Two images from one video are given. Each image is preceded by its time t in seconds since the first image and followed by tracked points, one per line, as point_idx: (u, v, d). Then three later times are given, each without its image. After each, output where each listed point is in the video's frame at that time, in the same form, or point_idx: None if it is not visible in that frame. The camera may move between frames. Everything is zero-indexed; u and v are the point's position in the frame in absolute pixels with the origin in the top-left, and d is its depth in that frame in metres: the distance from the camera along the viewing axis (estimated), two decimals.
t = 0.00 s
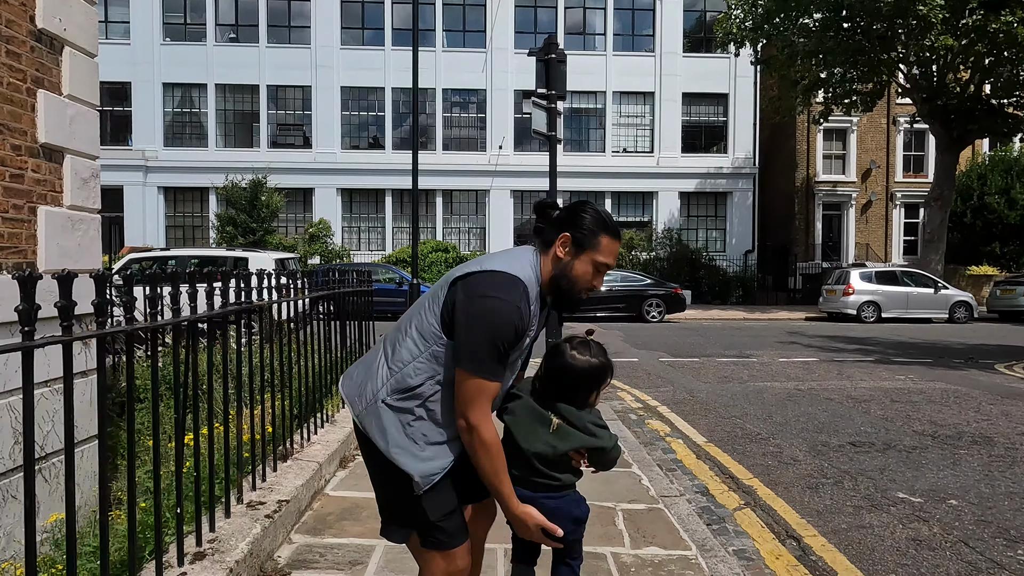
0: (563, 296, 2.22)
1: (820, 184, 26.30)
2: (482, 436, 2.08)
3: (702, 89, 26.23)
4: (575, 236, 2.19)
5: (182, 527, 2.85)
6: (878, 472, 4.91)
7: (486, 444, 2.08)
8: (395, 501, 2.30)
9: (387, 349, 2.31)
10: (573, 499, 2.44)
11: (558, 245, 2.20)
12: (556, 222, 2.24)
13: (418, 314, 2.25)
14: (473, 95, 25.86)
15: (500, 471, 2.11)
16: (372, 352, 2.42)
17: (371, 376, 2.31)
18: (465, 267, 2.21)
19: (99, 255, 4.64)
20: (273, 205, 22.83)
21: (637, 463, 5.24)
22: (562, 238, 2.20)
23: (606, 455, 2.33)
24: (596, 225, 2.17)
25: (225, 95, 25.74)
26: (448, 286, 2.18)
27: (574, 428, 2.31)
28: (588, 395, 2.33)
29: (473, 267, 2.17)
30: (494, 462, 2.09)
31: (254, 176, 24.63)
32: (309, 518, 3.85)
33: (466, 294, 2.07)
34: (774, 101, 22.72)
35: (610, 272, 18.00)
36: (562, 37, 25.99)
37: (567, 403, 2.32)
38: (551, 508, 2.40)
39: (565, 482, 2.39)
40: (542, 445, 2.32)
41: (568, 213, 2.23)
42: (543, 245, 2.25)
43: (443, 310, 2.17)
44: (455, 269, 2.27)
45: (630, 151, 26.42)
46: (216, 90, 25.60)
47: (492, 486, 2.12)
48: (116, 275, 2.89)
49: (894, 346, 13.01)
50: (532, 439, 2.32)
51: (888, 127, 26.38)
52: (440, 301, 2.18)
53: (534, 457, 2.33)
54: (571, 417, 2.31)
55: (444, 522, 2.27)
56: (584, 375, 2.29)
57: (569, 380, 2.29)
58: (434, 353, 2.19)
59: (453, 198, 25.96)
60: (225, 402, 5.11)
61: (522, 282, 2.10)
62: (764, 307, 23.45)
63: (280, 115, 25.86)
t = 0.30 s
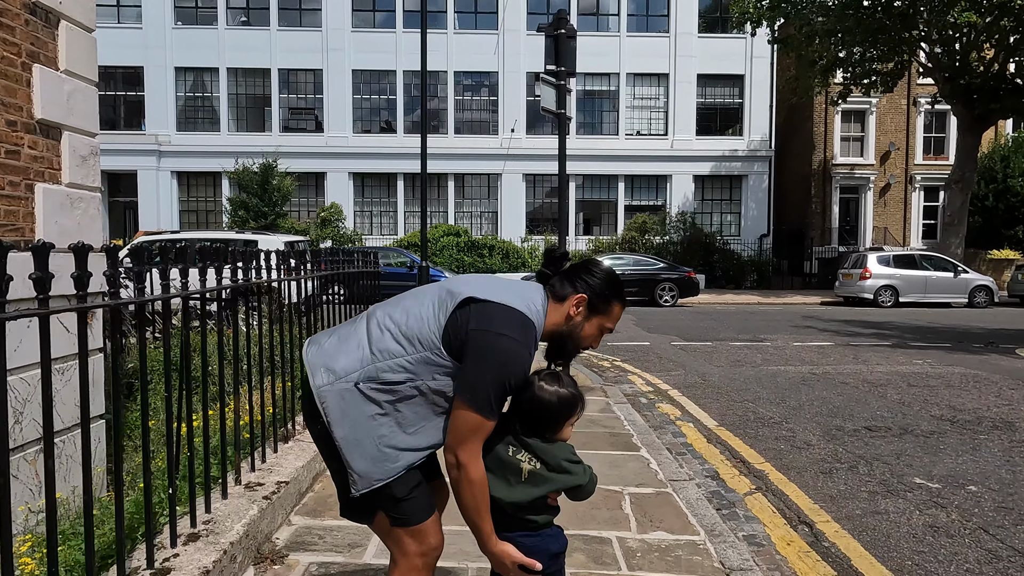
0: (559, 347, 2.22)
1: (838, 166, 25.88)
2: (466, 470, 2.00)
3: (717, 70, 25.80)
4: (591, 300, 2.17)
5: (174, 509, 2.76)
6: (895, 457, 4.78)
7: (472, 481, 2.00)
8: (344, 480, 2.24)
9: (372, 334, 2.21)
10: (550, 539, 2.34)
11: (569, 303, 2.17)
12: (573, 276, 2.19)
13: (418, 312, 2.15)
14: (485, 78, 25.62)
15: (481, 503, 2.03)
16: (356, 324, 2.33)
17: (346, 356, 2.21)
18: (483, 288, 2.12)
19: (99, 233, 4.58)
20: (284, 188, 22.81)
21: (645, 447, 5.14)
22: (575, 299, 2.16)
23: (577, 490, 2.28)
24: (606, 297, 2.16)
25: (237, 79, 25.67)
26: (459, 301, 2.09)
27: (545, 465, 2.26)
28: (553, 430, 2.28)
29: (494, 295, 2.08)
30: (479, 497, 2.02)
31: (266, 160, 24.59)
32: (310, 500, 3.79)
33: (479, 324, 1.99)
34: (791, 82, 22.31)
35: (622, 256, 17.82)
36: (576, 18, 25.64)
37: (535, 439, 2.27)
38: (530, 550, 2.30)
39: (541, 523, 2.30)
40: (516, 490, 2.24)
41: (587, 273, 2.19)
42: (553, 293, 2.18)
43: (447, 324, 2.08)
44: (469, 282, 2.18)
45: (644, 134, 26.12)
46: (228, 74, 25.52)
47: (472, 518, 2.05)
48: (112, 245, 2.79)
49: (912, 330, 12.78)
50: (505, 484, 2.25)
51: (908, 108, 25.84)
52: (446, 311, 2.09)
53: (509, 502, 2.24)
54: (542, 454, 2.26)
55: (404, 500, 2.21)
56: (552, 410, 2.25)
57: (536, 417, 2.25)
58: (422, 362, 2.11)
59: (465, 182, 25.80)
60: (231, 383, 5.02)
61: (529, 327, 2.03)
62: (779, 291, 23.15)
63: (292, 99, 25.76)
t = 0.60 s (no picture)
0: (528, 374, 2.19)
1: (849, 145, 25.50)
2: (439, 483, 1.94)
3: (727, 46, 25.38)
4: (570, 333, 2.16)
5: (153, 485, 2.71)
6: (898, 436, 4.69)
7: (457, 498, 1.95)
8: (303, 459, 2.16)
9: (356, 320, 2.13)
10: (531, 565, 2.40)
11: (546, 332, 2.13)
12: (550, 305, 2.17)
13: (408, 310, 2.08)
14: (491, 55, 25.33)
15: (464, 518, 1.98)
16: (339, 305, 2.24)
17: (326, 336, 2.11)
18: (476, 302, 2.09)
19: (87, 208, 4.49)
20: (289, 167, 22.72)
21: (644, 425, 5.07)
22: (553, 329, 2.13)
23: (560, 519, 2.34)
24: (581, 330, 2.16)
25: (242, 57, 25.45)
26: (452, 310, 2.04)
27: (530, 497, 2.30)
28: (535, 460, 2.31)
29: (488, 312, 2.04)
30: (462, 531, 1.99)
31: (270, 139, 24.45)
32: (299, 477, 3.74)
33: (473, 338, 1.95)
34: (801, 58, 21.89)
35: (629, 235, 17.65)
36: None
37: (520, 472, 2.29)
38: None
39: (523, 551, 2.35)
40: (502, 521, 2.29)
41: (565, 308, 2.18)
42: (531, 319, 2.15)
43: (436, 330, 2.03)
44: (462, 293, 2.13)
45: (652, 112, 25.79)
46: (232, 52, 25.30)
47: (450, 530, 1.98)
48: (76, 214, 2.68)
49: (921, 310, 12.61)
50: (490, 515, 2.29)
51: (922, 84, 25.36)
52: (437, 317, 2.04)
53: (494, 534, 2.28)
54: (527, 486, 2.29)
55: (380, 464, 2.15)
56: (537, 443, 2.28)
57: (521, 450, 2.27)
58: (403, 362, 2.05)
59: (471, 161, 25.58)
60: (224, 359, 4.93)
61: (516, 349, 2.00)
62: (787, 271, 22.90)
63: (297, 77, 25.55)
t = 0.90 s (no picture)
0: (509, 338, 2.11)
1: (857, 129, 25.22)
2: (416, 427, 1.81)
3: (734, 30, 25.05)
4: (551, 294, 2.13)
5: (136, 472, 2.65)
6: (901, 423, 4.61)
7: (422, 427, 1.81)
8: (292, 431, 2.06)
9: (339, 286, 2.08)
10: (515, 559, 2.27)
11: (526, 294, 2.09)
12: (530, 269, 2.14)
13: (393, 274, 2.06)
14: (495, 39, 25.08)
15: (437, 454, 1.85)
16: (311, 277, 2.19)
17: (310, 303, 2.05)
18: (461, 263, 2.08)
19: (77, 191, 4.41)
20: (292, 153, 22.61)
21: (643, 411, 5.01)
22: (534, 292, 2.10)
23: (548, 507, 2.25)
24: (561, 296, 2.12)
25: (244, 41, 25.24)
26: (436, 270, 2.04)
27: (521, 479, 2.24)
28: (524, 443, 2.31)
29: (475, 271, 2.05)
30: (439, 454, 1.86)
31: (273, 124, 24.32)
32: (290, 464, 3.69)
33: (462, 292, 1.94)
34: (810, 41, 21.57)
35: (633, 220, 17.52)
36: None
37: (511, 453, 2.27)
38: (494, 569, 2.21)
39: (509, 541, 2.24)
40: (490, 505, 2.20)
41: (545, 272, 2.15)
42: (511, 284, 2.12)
43: (423, 288, 2.01)
44: (445, 259, 2.13)
45: (658, 96, 25.54)
46: (235, 36, 25.09)
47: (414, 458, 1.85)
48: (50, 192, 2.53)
49: (928, 296, 12.47)
50: (478, 497, 2.20)
51: (932, 67, 25.01)
52: (423, 279, 2.02)
53: (483, 518, 2.18)
54: (519, 468, 2.24)
55: (358, 451, 2.08)
56: (528, 420, 2.27)
57: (513, 427, 2.26)
58: (391, 322, 2.01)
59: (475, 146, 25.42)
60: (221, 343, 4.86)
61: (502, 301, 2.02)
62: (793, 257, 22.72)
63: (299, 62, 25.37)
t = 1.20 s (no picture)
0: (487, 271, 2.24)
1: (862, 119, 25.00)
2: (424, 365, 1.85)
3: (738, 18, 24.80)
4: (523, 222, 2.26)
5: (125, 464, 2.58)
6: (909, 415, 4.53)
7: (426, 363, 1.85)
8: (308, 415, 1.97)
9: (321, 250, 2.02)
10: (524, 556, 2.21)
11: (497, 225, 2.18)
12: (494, 200, 2.25)
13: (373, 228, 2.05)
14: (497, 27, 24.86)
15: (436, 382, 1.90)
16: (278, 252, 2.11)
17: (296, 272, 1.98)
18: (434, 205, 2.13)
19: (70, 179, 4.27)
20: (293, 142, 22.49)
21: (645, 402, 4.94)
22: (503, 222, 2.19)
23: (554, 502, 2.16)
24: (530, 222, 2.24)
25: (244, 30, 25.04)
26: (412, 217, 2.07)
27: (523, 475, 2.16)
28: (521, 432, 2.20)
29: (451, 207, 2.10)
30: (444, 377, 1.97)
31: (273, 114, 24.17)
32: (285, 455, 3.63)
33: (449, 227, 1.99)
34: (815, 29, 21.34)
35: (636, 210, 17.42)
36: None
37: (509, 447, 2.17)
38: (503, 570, 2.16)
39: (518, 539, 2.19)
40: (492, 505, 2.14)
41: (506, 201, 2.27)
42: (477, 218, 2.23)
43: (408, 237, 2.03)
44: (414, 204, 2.15)
45: (661, 85, 25.34)
46: (235, 25, 24.88)
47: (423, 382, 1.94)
48: (27, 173, 2.42)
49: (933, 286, 12.36)
50: (479, 499, 2.15)
51: (938, 56, 24.75)
52: (405, 227, 2.04)
53: (485, 520, 2.14)
54: (518, 464, 2.15)
55: (361, 454, 2.05)
56: (522, 411, 2.16)
57: (508, 422, 2.15)
58: (386, 277, 2.00)
59: (477, 136, 25.26)
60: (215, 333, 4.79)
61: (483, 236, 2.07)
62: (796, 248, 22.59)
63: (299, 51, 25.18)
